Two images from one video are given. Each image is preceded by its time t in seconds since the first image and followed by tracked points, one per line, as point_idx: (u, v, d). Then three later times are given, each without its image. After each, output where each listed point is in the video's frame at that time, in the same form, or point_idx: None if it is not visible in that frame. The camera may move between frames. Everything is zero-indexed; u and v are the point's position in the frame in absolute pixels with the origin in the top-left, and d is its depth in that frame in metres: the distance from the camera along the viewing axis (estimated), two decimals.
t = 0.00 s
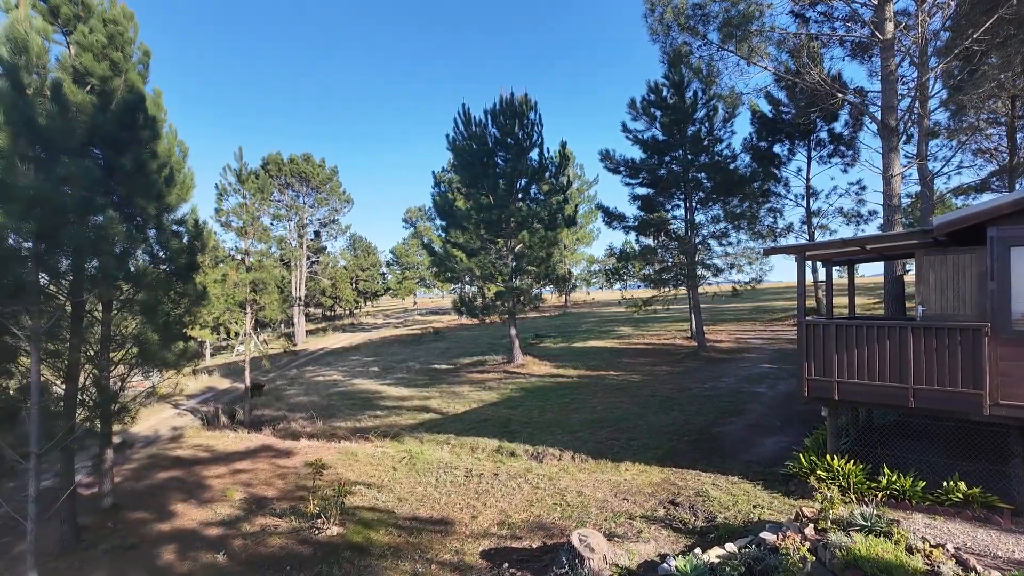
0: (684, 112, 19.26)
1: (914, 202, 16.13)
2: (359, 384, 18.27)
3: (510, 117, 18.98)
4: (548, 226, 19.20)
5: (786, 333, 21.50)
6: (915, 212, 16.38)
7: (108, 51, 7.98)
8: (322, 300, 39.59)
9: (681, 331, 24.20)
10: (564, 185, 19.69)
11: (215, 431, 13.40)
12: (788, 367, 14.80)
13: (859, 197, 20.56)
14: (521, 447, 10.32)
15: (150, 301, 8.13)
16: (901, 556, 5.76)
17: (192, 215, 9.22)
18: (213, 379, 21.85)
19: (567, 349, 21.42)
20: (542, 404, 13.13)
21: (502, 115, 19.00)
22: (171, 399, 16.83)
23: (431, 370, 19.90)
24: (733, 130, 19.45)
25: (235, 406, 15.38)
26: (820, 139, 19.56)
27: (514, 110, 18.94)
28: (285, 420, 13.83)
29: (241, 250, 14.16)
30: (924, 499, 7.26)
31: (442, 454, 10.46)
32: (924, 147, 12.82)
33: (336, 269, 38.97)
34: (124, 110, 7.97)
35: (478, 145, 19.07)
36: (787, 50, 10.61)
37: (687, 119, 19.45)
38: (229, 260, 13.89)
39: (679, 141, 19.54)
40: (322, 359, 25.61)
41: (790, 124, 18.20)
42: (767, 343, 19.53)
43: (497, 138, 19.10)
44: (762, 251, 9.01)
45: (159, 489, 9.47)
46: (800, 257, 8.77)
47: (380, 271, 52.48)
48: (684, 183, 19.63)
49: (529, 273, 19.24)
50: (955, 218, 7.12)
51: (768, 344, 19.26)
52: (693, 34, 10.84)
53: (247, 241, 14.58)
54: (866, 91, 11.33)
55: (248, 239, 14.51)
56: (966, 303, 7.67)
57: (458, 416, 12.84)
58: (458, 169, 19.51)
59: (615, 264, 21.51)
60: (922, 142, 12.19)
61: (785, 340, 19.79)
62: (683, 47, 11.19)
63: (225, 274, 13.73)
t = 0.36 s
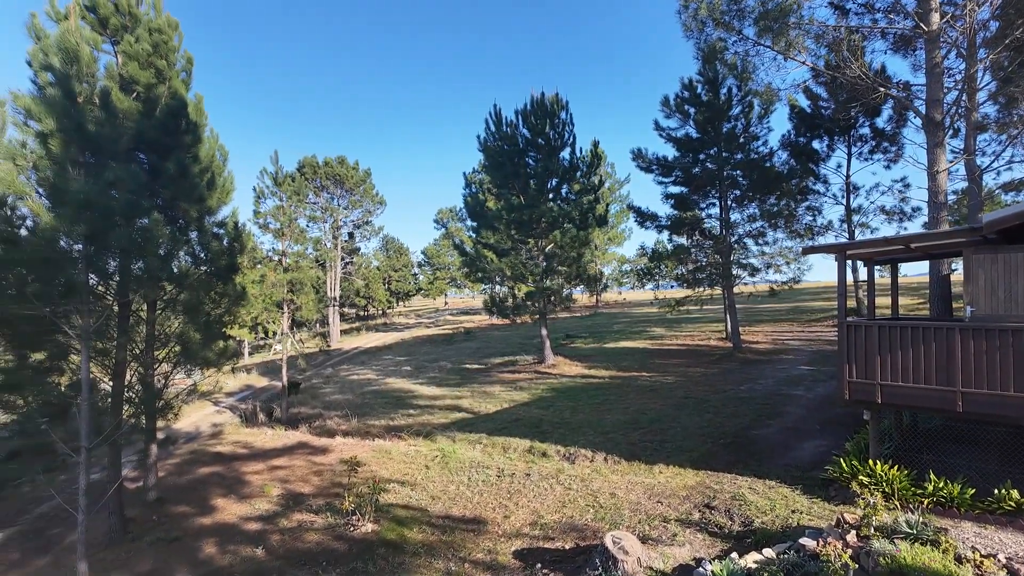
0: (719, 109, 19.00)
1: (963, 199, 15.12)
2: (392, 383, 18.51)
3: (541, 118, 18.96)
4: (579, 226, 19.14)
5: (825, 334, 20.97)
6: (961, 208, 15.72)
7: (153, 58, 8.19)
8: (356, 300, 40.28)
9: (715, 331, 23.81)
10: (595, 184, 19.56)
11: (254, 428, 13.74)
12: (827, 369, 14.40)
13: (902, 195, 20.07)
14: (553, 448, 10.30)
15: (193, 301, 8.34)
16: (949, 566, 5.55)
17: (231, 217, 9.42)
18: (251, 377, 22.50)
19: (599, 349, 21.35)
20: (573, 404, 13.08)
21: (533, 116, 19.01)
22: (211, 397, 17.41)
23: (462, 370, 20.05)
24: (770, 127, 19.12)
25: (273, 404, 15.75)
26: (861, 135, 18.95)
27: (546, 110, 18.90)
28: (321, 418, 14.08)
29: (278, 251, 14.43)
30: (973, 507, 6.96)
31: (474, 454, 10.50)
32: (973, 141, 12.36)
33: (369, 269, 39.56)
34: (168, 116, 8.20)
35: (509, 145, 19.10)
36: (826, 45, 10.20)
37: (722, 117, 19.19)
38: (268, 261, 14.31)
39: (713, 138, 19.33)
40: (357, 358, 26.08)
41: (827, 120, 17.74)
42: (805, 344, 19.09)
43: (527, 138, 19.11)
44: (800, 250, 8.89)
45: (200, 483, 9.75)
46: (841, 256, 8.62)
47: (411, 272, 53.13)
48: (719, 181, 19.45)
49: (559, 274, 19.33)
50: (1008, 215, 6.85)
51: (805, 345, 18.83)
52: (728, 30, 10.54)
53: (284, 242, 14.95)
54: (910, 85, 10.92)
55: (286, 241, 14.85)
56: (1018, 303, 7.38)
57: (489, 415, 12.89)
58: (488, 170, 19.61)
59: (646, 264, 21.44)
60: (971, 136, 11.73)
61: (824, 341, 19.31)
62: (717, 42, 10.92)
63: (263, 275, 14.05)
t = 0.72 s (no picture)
0: (756, 106, 18.70)
1: (1014, 191, 14.21)
2: (426, 382, 18.68)
3: (573, 117, 18.99)
4: (612, 226, 18.94)
5: (868, 336, 20.34)
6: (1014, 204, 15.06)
7: (198, 66, 8.39)
8: (390, 300, 40.92)
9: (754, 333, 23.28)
10: (629, 183, 19.65)
11: (292, 425, 14.05)
12: (871, 371, 13.95)
13: (951, 191, 19.44)
14: (587, 449, 10.25)
15: (234, 301, 8.46)
16: None
17: (271, 219, 9.60)
18: (290, 375, 23.13)
19: (632, 350, 21.19)
20: (607, 405, 13.00)
21: (565, 115, 19.05)
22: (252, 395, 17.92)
23: (495, 370, 20.15)
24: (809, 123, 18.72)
25: (310, 402, 16.09)
26: (905, 129, 18.42)
27: (577, 110, 18.94)
28: (357, 416, 14.31)
29: (316, 252, 14.89)
30: None
31: (507, 454, 10.53)
32: None
33: (402, 270, 40.10)
34: (212, 121, 8.40)
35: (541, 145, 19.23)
36: (868, 38, 9.88)
37: (759, 113, 18.86)
38: (305, 263, 14.67)
39: (749, 135, 19.05)
40: (391, 357, 26.47)
41: (869, 115, 17.26)
42: (847, 346, 18.55)
43: (559, 138, 19.16)
44: (842, 250, 8.75)
45: (241, 479, 10.01)
46: (885, 255, 8.41)
47: (444, 273, 53.63)
48: (756, 178, 19.17)
49: (592, 274, 18.89)
50: None
51: (846, 347, 18.30)
52: (765, 25, 10.30)
53: (321, 244, 15.41)
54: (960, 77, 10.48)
55: (324, 242, 15.11)
56: None
57: (522, 415, 12.91)
58: (521, 170, 19.79)
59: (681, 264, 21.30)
60: None
61: (866, 342, 18.72)
62: (754, 37, 10.67)
63: (301, 276, 14.38)
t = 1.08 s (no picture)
0: (794, 102, 18.37)
1: None
2: (458, 381, 18.83)
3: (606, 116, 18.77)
4: (645, 225, 18.77)
5: (911, 337, 19.69)
6: None
7: (239, 73, 8.57)
8: (423, 300, 41.48)
9: (792, 334, 22.75)
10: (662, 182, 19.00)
11: (328, 423, 14.33)
12: (915, 374, 13.49)
13: (1001, 186, 18.78)
14: (620, 450, 10.18)
15: (273, 301, 8.64)
16: None
17: (309, 221, 9.75)
18: (326, 374, 23.65)
19: (666, 351, 21.03)
20: (640, 407, 12.90)
21: (598, 114, 18.90)
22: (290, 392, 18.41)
23: (527, 369, 20.22)
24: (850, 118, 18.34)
25: (346, 400, 16.39)
26: (951, 123, 17.90)
27: (610, 108, 18.67)
28: (391, 414, 14.52)
29: (351, 253, 15.03)
30: None
31: (540, 454, 10.54)
32: None
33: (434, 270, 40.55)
34: (252, 126, 8.58)
35: (573, 145, 19.18)
36: (911, 30, 9.53)
37: (797, 109, 18.53)
38: (340, 264, 14.87)
39: (787, 132, 18.68)
40: (423, 357, 26.82)
41: (913, 108, 16.77)
42: (890, 347, 18.00)
43: (591, 137, 19.04)
44: (886, 248, 8.47)
45: (280, 475, 10.25)
46: (932, 253, 8.11)
47: (475, 273, 53.97)
48: (794, 176, 18.82)
49: (625, 274, 18.88)
50: None
51: (889, 348, 17.76)
52: (804, 18, 9.92)
53: (356, 245, 16.08)
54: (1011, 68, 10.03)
55: (358, 243, 16.06)
56: None
57: (554, 415, 12.90)
58: (552, 170, 19.70)
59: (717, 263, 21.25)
60: None
61: (911, 344, 18.13)
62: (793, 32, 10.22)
63: (337, 276, 14.63)
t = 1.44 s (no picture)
0: (832, 98, 18.08)
1: None
2: (488, 381, 18.94)
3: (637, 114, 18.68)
4: (677, 224, 18.50)
5: (956, 338, 19.01)
6: None
7: (276, 78, 8.74)
8: (453, 300, 41.87)
9: (830, 335, 22.21)
10: (695, 181, 19.10)
11: (362, 421, 14.56)
12: (961, 377, 13.03)
13: None
14: (652, 452, 10.09)
15: (309, 301, 8.77)
16: None
17: (343, 223, 9.85)
18: (360, 373, 24.09)
19: (698, 352, 20.79)
20: (673, 408, 12.78)
21: (629, 112, 18.77)
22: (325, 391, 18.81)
23: (557, 370, 20.23)
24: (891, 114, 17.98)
25: (379, 399, 16.64)
26: (999, 117, 17.31)
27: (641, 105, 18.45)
28: (423, 413, 14.68)
29: (383, 255, 15.17)
30: None
31: (571, 454, 10.53)
32: None
33: (465, 271, 40.89)
34: (289, 131, 8.74)
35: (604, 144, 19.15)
36: (957, 20, 9.21)
37: (835, 105, 18.24)
38: (374, 265, 14.89)
39: (825, 127, 18.35)
40: (454, 356, 27.06)
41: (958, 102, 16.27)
42: (933, 349, 17.44)
43: (623, 136, 18.94)
44: (929, 246, 8.23)
45: (315, 472, 10.47)
46: (978, 252, 7.84)
47: (504, 273, 54.12)
48: (832, 173, 18.43)
49: (656, 274, 18.68)
50: None
51: (932, 350, 17.21)
52: (843, 10, 9.67)
53: (389, 246, 16.57)
54: None
55: (391, 244, 16.52)
56: None
57: (585, 416, 12.88)
58: (582, 169, 19.84)
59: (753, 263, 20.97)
60: None
61: (955, 346, 17.52)
62: (830, 25, 9.97)
63: (370, 276, 14.82)
